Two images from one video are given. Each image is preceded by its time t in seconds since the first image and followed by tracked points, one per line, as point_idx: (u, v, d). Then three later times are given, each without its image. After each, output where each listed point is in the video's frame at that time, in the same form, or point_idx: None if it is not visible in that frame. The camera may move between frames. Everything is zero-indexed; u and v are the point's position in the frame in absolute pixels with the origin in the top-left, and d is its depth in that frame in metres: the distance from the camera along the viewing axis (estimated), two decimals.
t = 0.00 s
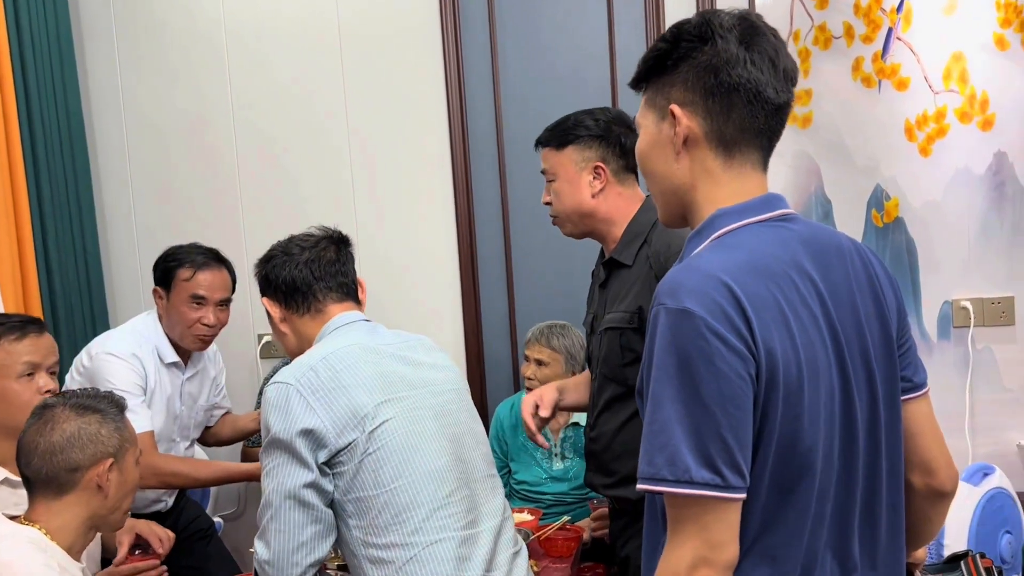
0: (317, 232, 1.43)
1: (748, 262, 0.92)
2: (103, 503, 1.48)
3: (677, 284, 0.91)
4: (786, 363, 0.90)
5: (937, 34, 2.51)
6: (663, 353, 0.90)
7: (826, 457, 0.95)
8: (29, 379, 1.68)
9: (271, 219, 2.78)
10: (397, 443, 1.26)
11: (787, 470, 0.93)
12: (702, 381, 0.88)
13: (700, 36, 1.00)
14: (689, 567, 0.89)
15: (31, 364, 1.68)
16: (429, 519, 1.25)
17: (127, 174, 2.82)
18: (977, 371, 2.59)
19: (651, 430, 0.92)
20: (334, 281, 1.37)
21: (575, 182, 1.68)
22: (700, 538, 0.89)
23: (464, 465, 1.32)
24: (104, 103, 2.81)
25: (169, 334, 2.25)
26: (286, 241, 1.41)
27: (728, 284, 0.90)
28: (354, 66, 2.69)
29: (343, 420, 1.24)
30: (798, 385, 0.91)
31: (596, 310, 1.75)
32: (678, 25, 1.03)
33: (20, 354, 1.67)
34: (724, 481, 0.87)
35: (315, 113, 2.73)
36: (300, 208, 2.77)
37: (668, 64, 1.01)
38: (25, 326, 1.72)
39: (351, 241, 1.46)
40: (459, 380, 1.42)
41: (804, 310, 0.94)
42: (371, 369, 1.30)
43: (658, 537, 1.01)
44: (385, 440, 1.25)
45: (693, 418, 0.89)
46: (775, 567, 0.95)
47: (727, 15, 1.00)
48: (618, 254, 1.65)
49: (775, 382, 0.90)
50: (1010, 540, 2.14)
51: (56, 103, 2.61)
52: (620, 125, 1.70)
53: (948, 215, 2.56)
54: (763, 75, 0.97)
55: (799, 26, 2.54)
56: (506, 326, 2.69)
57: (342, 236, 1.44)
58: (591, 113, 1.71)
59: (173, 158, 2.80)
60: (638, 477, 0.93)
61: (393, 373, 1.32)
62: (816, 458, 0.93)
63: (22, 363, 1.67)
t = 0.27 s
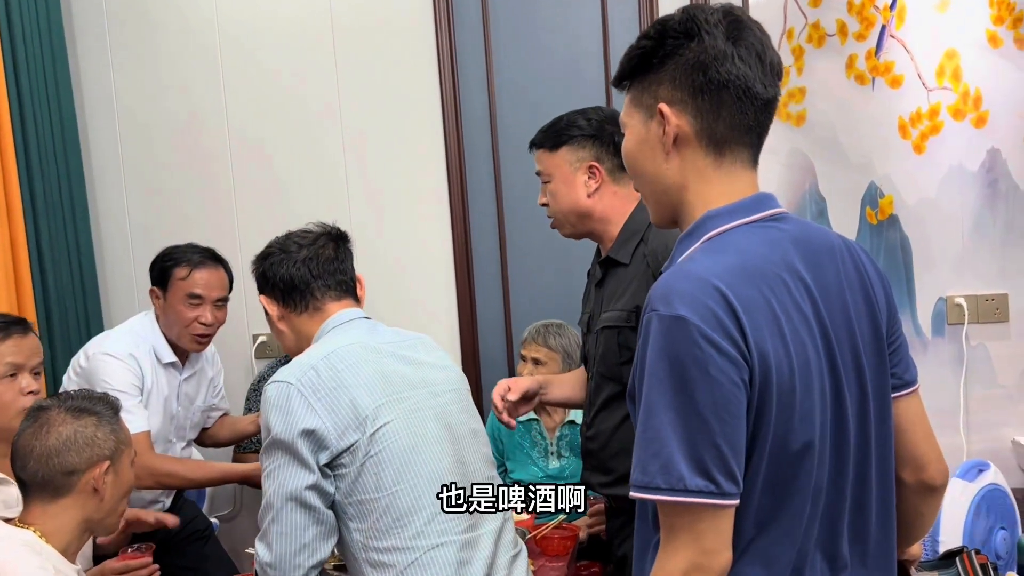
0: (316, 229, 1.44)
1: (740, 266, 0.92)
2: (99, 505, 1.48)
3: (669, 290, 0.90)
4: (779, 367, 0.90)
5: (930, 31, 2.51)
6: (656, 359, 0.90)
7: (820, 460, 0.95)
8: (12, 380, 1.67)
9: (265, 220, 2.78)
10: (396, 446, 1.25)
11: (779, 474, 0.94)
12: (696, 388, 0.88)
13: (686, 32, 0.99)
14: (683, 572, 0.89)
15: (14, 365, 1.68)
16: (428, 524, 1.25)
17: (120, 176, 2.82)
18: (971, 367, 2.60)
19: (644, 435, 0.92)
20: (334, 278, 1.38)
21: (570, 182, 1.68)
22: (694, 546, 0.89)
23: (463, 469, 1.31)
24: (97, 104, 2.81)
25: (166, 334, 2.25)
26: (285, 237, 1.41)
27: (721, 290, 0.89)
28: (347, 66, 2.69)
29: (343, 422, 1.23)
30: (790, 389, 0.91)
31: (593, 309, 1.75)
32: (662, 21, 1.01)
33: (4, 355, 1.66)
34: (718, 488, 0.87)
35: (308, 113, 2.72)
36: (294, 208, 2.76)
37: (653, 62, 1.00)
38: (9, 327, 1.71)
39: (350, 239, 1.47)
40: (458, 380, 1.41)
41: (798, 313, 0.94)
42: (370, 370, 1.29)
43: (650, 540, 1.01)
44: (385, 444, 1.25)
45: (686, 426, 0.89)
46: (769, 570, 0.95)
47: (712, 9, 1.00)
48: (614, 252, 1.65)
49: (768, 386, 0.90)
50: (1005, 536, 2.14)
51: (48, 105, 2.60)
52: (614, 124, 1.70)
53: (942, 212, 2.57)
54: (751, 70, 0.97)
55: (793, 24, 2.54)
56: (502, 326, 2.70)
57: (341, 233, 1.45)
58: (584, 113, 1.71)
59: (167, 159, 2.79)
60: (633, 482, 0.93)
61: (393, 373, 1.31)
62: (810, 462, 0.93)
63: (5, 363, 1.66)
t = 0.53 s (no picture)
0: (328, 220, 1.42)
1: (737, 266, 0.91)
2: (94, 507, 1.47)
3: (665, 290, 0.90)
4: (775, 366, 0.90)
5: (925, 29, 2.51)
6: (652, 359, 0.90)
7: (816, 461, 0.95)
8: (9, 407, 1.64)
9: (261, 220, 2.77)
10: (396, 449, 1.24)
11: (775, 474, 0.93)
12: (692, 388, 0.87)
13: (682, 30, 0.98)
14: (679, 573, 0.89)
15: (12, 395, 1.64)
16: (426, 529, 1.24)
17: (115, 177, 2.81)
18: (968, 364, 2.60)
19: (641, 434, 0.91)
20: (342, 272, 1.37)
21: (570, 180, 1.68)
22: (690, 546, 0.89)
23: (463, 473, 1.31)
24: (91, 105, 2.80)
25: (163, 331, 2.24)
26: (296, 227, 1.40)
27: (718, 290, 0.89)
28: (343, 66, 2.68)
29: (342, 424, 1.22)
30: (786, 388, 0.91)
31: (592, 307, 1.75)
32: (658, 20, 1.01)
33: (5, 384, 1.63)
34: (713, 489, 0.87)
35: (304, 113, 2.72)
36: (290, 208, 2.76)
37: (650, 61, 1.00)
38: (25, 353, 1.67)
39: (363, 231, 1.45)
40: (459, 380, 1.40)
41: (795, 314, 0.94)
42: (370, 370, 1.27)
43: (646, 540, 1.01)
44: (384, 448, 1.24)
45: (682, 426, 0.88)
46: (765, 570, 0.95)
47: (708, 6, 0.99)
48: (614, 251, 1.65)
49: (764, 386, 0.89)
50: (1001, 532, 2.14)
51: (43, 106, 2.59)
52: (613, 122, 1.70)
53: (938, 210, 2.57)
54: (747, 68, 0.96)
55: (788, 23, 2.55)
56: (499, 325, 2.69)
57: (354, 225, 1.43)
58: (583, 112, 1.71)
59: (162, 159, 2.78)
60: (630, 481, 0.92)
61: (394, 374, 1.30)
62: (805, 462, 0.93)
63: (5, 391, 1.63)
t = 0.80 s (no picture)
0: (334, 209, 1.40)
1: (742, 262, 0.91)
2: (91, 508, 1.46)
3: (669, 284, 0.89)
4: (780, 363, 0.89)
5: (923, 27, 2.51)
6: (656, 353, 0.89)
7: (818, 461, 0.95)
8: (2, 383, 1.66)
9: (258, 219, 2.76)
10: (398, 453, 1.22)
11: (779, 471, 0.93)
12: (695, 383, 0.87)
13: (690, 27, 0.98)
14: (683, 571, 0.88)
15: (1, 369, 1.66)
16: (425, 537, 1.22)
17: (111, 176, 2.80)
18: (966, 361, 2.60)
19: (645, 429, 0.90)
20: (353, 260, 1.35)
21: (573, 177, 1.68)
22: (694, 541, 0.88)
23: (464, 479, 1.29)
24: (87, 103, 2.78)
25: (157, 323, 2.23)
26: (303, 215, 1.37)
27: (722, 285, 0.88)
28: (340, 64, 2.67)
29: (345, 425, 1.20)
30: (790, 385, 0.90)
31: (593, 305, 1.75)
32: (667, 18, 1.00)
33: None
34: (718, 484, 0.86)
35: (301, 111, 2.71)
36: (288, 207, 2.74)
37: (657, 57, 0.99)
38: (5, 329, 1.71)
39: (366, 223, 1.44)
40: (464, 382, 1.37)
41: (800, 313, 0.93)
42: (375, 370, 1.25)
43: (649, 538, 1.01)
44: (385, 452, 1.22)
45: (686, 420, 0.88)
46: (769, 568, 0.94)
47: (716, 6, 0.98)
48: (615, 249, 1.64)
49: (768, 382, 0.89)
50: (1001, 529, 2.14)
51: (39, 104, 2.58)
52: (615, 120, 1.70)
53: (935, 208, 2.57)
54: (754, 67, 0.95)
55: (786, 20, 2.55)
56: (497, 324, 2.69)
57: (360, 216, 1.42)
58: (585, 109, 1.71)
59: (158, 157, 2.77)
60: (633, 476, 0.91)
61: (398, 375, 1.27)
62: (808, 461, 0.93)
63: None
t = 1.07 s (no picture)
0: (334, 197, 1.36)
1: (752, 254, 0.90)
2: (92, 507, 1.46)
3: (678, 275, 0.88)
4: (790, 355, 0.88)
5: (922, 24, 2.51)
6: (664, 344, 0.88)
7: (827, 457, 0.93)
8: (12, 377, 1.71)
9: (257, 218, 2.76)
10: (403, 461, 1.19)
11: (788, 464, 0.91)
12: (705, 373, 0.85)
13: (699, 25, 0.97)
14: (694, 561, 0.86)
15: (13, 363, 1.72)
16: (428, 546, 1.20)
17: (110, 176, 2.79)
18: (965, 359, 2.61)
19: (653, 420, 0.89)
20: (359, 249, 1.31)
21: (574, 176, 1.68)
22: (705, 531, 0.86)
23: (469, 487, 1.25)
24: (85, 103, 2.77)
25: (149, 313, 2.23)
26: (304, 202, 1.32)
27: (731, 276, 0.87)
28: (339, 64, 2.67)
29: (350, 431, 1.15)
30: (800, 377, 0.89)
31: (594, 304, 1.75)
32: (676, 16, 1.00)
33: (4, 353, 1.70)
34: (729, 474, 0.85)
35: (300, 110, 2.70)
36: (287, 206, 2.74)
37: (666, 54, 0.99)
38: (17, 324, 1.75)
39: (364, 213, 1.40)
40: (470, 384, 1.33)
41: (811, 308, 0.92)
42: (381, 372, 1.20)
43: (659, 533, 1.00)
44: (389, 460, 1.18)
45: (695, 411, 0.86)
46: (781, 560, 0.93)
47: (725, 4, 0.98)
48: (617, 247, 1.64)
49: (778, 373, 0.88)
50: (1001, 527, 2.14)
51: (38, 107, 2.58)
52: (616, 118, 1.70)
53: (935, 205, 2.57)
54: (763, 63, 0.94)
55: (785, 18, 2.55)
56: (497, 323, 2.68)
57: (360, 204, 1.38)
58: (586, 107, 1.71)
59: (157, 158, 2.76)
60: (642, 467, 0.89)
61: (404, 378, 1.23)
62: (817, 456, 0.92)
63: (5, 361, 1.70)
